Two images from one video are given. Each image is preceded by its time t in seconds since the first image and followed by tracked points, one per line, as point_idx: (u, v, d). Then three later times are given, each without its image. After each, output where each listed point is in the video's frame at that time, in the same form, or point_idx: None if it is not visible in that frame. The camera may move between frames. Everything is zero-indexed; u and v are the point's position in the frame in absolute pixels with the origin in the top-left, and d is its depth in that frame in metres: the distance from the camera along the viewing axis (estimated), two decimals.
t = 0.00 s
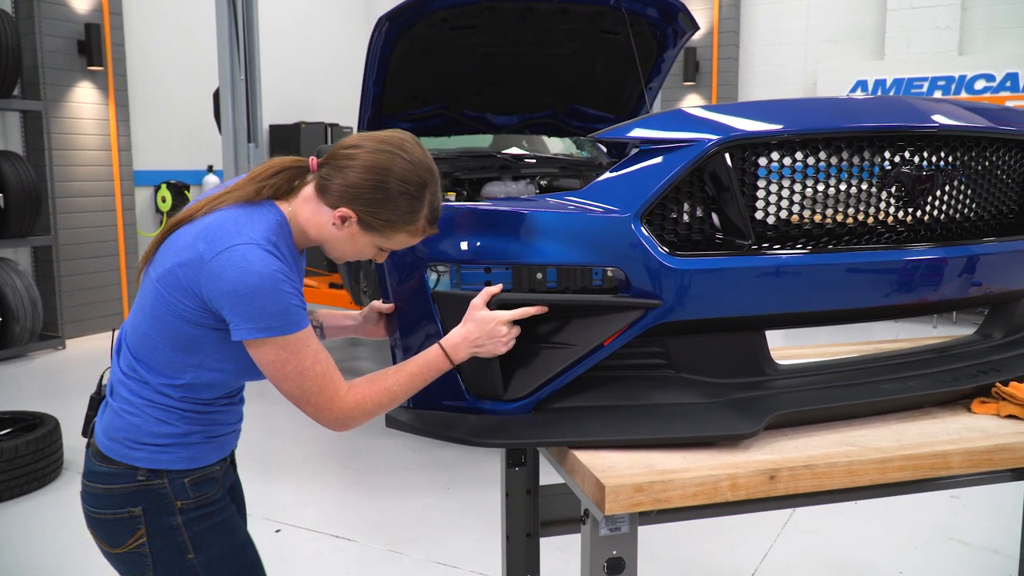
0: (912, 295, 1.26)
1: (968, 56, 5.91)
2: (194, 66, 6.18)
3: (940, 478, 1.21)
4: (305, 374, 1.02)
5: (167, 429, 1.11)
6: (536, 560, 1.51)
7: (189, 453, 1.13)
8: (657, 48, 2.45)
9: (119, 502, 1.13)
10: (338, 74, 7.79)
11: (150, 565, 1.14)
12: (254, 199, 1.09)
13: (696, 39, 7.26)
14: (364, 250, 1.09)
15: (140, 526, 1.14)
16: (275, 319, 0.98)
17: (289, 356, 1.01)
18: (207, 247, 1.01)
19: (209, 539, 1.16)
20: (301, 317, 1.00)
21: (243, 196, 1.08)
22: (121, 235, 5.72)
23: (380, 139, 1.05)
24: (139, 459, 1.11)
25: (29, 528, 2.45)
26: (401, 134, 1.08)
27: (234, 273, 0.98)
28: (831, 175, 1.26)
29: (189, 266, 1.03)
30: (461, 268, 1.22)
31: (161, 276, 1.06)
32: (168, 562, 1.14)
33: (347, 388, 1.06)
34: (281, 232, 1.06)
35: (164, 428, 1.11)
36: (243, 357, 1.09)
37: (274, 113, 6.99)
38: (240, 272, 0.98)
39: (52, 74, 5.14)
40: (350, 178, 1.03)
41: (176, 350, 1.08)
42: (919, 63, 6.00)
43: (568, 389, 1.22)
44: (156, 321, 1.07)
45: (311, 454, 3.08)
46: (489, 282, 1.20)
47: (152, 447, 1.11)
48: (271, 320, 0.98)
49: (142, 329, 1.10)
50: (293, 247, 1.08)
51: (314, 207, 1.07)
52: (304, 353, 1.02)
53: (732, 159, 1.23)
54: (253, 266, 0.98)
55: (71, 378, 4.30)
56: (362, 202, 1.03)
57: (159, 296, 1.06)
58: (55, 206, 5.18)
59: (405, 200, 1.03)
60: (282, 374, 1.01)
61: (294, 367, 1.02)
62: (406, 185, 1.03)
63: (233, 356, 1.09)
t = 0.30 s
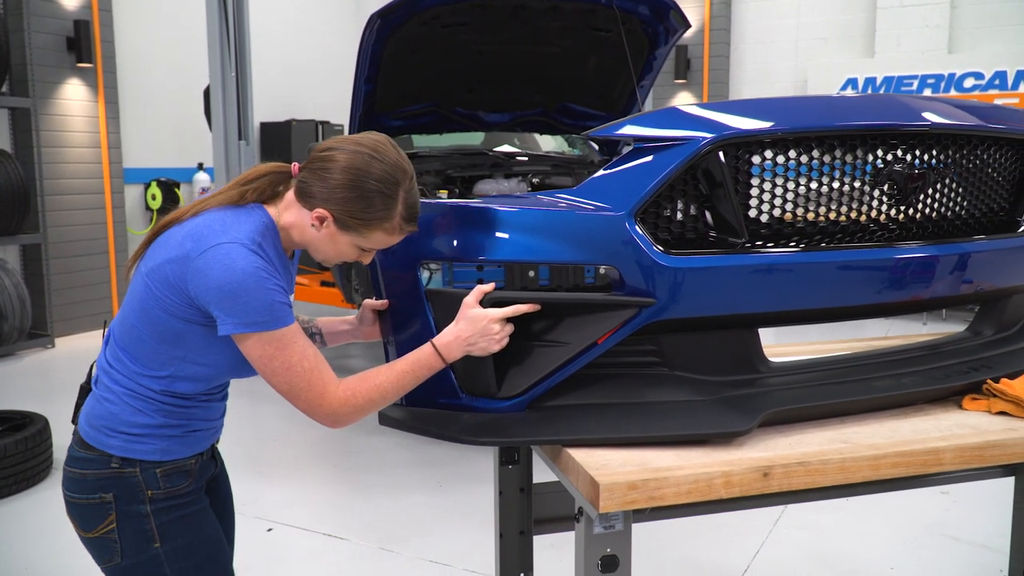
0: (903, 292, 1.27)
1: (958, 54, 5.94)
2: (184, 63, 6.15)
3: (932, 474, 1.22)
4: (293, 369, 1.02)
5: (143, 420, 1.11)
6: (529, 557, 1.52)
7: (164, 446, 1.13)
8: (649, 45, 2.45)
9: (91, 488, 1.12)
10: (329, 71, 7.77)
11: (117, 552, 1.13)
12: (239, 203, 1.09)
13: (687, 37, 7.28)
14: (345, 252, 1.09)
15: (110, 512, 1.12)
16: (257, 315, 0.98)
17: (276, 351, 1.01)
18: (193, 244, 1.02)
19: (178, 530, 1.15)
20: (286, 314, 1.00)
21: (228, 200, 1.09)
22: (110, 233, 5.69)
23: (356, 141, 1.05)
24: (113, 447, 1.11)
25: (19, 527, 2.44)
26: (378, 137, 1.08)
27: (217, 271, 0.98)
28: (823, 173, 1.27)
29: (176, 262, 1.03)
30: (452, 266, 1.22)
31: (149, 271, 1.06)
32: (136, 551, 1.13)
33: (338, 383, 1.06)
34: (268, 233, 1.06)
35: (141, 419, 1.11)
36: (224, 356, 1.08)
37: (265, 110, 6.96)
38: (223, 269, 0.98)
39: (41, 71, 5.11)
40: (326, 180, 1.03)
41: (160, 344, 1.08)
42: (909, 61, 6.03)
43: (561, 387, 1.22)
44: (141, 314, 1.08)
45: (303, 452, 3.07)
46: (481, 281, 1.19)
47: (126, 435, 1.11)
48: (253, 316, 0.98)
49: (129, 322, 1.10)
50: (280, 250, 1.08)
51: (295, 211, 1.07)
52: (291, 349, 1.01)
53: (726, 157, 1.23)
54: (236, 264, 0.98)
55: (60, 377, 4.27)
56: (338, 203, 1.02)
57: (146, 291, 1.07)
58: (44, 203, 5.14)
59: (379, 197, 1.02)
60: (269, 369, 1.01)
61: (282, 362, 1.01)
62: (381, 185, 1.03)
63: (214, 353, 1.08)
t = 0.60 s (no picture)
0: (892, 290, 1.28)
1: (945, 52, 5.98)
2: (172, 61, 6.11)
3: (921, 471, 1.23)
4: (285, 366, 1.02)
5: (132, 416, 1.10)
6: (521, 555, 1.52)
7: (153, 443, 1.12)
8: (638, 44, 2.47)
9: (78, 481, 1.12)
10: (318, 69, 7.74)
11: (101, 547, 1.12)
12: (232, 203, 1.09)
13: (677, 36, 7.29)
14: (340, 251, 1.08)
15: (96, 507, 1.12)
16: (251, 313, 0.97)
17: (268, 348, 1.00)
18: (187, 243, 1.02)
19: (162, 528, 1.14)
20: (279, 313, 1.00)
21: (222, 201, 1.09)
22: (98, 232, 5.65)
23: (343, 139, 1.05)
24: (102, 442, 1.11)
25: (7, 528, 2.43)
26: (367, 134, 1.08)
27: (210, 270, 0.98)
28: (814, 172, 1.27)
29: (170, 261, 1.03)
30: (443, 264, 1.22)
31: (144, 268, 1.06)
32: (119, 546, 1.12)
33: (331, 380, 1.05)
34: (262, 233, 1.06)
35: (131, 415, 1.10)
36: (216, 356, 1.08)
37: (254, 109, 6.93)
38: (216, 267, 0.98)
39: (29, 69, 5.07)
40: (315, 178, 1.03)
41: (152, 341, 1.08)
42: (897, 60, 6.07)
43: (554, 385, 1.23)
44: (134, 311, 1.07)
45: (294, 452, 3.06)
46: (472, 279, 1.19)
47: (115, 431, 1.10)
48: (246, 313, 0.97)
49: (121, 319, 1.10)
50: (274, 251, 1.08)
51: (288, 211, 1.08)
52: (284, 346, 1.01)
53: (717, 155, 1.24)
54: (229, 263, 0.98)
55: (48, 377, 4.24)
56: (328, 200, 1.02)
57: (140, 289, 1.07)
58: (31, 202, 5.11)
59: (367, 192, 1.02)
60: (262, 365, 1.01)
61: (274, 359, 1.01)
62: (369, 179, 1.02)
63: (206, 352, 1.08)
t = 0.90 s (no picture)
0: (883, 290, 1.28)
1: (935, 53, 6.01)
2: (164, 59, 6.08)
3: (912, 471, 1.23)
4: (283, 367, 1.01)
5: (127, 416, 1.09)
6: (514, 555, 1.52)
7: (147, 444, 1.11)
8: (631, 45, 2.47)
9: (71, 482, 1.11)
10: (310, 68, 7.71)
11: (94, 548, 1.12)
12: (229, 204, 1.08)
13: (668, 36, 7.30)
14: (336, 253, 1.08)
15: (89, 507, 1.11)
16: (250, 313, 0.97)
17: (266, 349, 1.00)
18: (185, 243, 1.01)
19: (156, 529, 1.13)
20: (277, 313, 0.99)
21: (219, 201, 1.08)
22: (89, 230, 5.61)
23: (340, 139, 1.04)
24: (95, 442, 1.10)
25: None
26: (364, 135, 1.08)
27: (209, 270, 0.98)
28: (806, 172, 1.28)
29: (168, 261, 1.02)
30: (435, 264, 1.21)
31: (141, 269, 1.06)
32: (112, 547, 1.12)
33: (325, 382, 1.05)
34: (260, 234, 1.05)
35: (125, 415, 1.09)
36: (213, 356, 1.08)
37: (246, 107, 6.91)
38: (215, 268, 0.97)
39: (19, 67, 5.04)
40: (312, 179, 1.02)
41: (148, 342, 1.07)
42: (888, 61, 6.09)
43: (548, 385, 1.23)
44: (130, 311, 1.07)
45: (285, 451, 3.05)
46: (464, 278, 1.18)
47: (109, 431, 1.10)
48: (245, 314, 0.97)
49: (117, 319, 1.09)
50: (271, 251, 1.08)
51: (284, 212, 1.07)
52: (282, 347, 1.01)
53: (711, 155, 1.24)
54: (228, 263, 0.98)
55: (37, 376, 4.21)
56: (324, 201, 1.02)
57: (136, 289, 1.06)
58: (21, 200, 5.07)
59: (363, 192, 1.02)
60: (259, 366, 1.01)
61: (272, 360, 1.01)
62: (367, 181, 1.02)
63: (201, 353, 1.07)
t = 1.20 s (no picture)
0: (880, 291, 1.29)
1: (928, 54, 6.03)
2: (157, 59, 6.06)
3: (909, 471, 1.24)
4: (281, 368, 1.01)
5: (122, 419, 1.09)
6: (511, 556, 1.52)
7: (142, 447, 1.11)
8: (625, 45, 2.48)
9: (65, 486, 1.10)
10: (303, 68, 7.70)
11: (89, 552, 1.11)
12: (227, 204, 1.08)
13: (662, 37, 7.32)
14: (336, 252, 1.07)
15: (84, 511, 1.10)
16: (250, 312, 0.97)
17: (265, 349, 1.00)
18: (184, 243, 1.01)
19: (152, 533, 1.13)
20: (277, 313, 0.99)
21: (217, 202, 1.08)
22: (83, 231, 5.59)
23: (339, 139, 1.04)
24: (90, 446, 1.10)
25: None
26: (362, 134, 1.07)
27: (208, 269, 0.97)
28: (803, 173, 1.28)
29: (167, 261, 1.02)
30: (431, 265, 1.22)
31: (138, 269, 1.05)
32: (106, 551, 1.11)
33: (324, 384, 1.05)
34: (259, 233, 1.05)
35: (120, 418, 1.09)
36: (210, 357, 1.07)
37: (239, 107, 6.89)
38: (214, 267, 0.97)
39: (12, 68, 5.02)
40: (311, 178, 1.02)
41: (144, 343, 1.06)
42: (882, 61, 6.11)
43: (547, 385, 1.23)
44: (127, 312, 1.06)
45: (280, 452, 3.05)
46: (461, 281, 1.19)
47: (104, 434, 1.09)
48: (244, 312, 0.97)
49: (113, 320, 1.08)
50: (270, 251, 1.07)
51: (282, 212, 1.07)
52: (280, 348, 1.00)
53: (708, 156, 1.24)
54: (227, 262, 0.97)
55: (30, 377, 4.19)
56: (324, 200, 1.01)
57: (133, 290, 1.06)
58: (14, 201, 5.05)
59: (363, 191, 1.01)
60: (257, 368, 1.00)
61: (270, 361, 1.00)
62: (366, 179, 1.02)
63: (199, 354, 1.07)
